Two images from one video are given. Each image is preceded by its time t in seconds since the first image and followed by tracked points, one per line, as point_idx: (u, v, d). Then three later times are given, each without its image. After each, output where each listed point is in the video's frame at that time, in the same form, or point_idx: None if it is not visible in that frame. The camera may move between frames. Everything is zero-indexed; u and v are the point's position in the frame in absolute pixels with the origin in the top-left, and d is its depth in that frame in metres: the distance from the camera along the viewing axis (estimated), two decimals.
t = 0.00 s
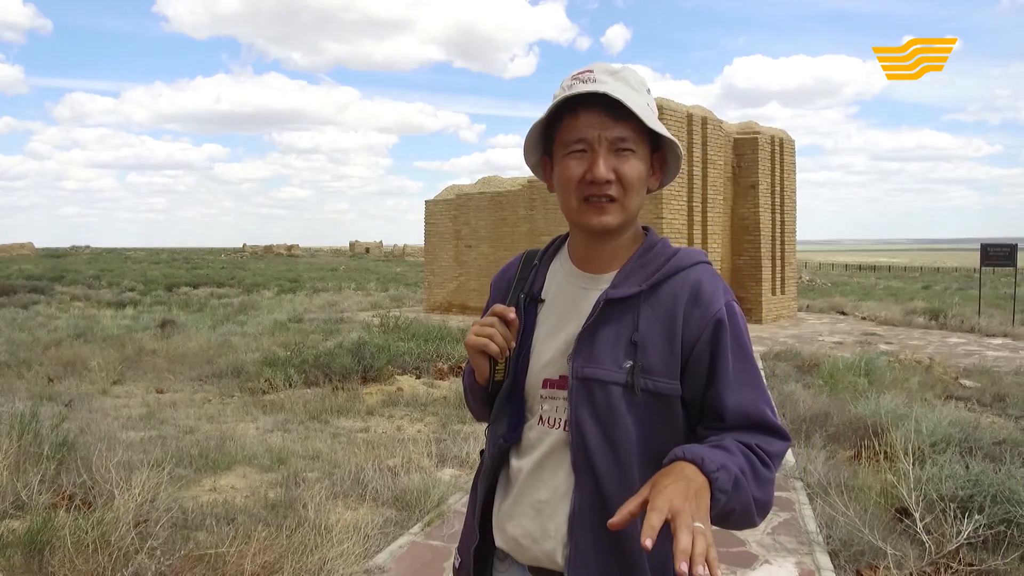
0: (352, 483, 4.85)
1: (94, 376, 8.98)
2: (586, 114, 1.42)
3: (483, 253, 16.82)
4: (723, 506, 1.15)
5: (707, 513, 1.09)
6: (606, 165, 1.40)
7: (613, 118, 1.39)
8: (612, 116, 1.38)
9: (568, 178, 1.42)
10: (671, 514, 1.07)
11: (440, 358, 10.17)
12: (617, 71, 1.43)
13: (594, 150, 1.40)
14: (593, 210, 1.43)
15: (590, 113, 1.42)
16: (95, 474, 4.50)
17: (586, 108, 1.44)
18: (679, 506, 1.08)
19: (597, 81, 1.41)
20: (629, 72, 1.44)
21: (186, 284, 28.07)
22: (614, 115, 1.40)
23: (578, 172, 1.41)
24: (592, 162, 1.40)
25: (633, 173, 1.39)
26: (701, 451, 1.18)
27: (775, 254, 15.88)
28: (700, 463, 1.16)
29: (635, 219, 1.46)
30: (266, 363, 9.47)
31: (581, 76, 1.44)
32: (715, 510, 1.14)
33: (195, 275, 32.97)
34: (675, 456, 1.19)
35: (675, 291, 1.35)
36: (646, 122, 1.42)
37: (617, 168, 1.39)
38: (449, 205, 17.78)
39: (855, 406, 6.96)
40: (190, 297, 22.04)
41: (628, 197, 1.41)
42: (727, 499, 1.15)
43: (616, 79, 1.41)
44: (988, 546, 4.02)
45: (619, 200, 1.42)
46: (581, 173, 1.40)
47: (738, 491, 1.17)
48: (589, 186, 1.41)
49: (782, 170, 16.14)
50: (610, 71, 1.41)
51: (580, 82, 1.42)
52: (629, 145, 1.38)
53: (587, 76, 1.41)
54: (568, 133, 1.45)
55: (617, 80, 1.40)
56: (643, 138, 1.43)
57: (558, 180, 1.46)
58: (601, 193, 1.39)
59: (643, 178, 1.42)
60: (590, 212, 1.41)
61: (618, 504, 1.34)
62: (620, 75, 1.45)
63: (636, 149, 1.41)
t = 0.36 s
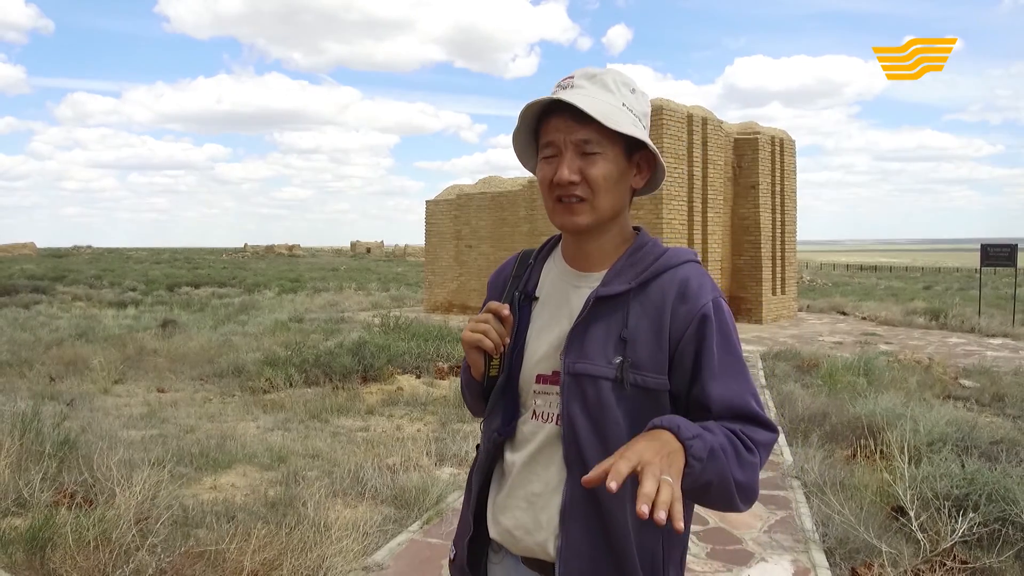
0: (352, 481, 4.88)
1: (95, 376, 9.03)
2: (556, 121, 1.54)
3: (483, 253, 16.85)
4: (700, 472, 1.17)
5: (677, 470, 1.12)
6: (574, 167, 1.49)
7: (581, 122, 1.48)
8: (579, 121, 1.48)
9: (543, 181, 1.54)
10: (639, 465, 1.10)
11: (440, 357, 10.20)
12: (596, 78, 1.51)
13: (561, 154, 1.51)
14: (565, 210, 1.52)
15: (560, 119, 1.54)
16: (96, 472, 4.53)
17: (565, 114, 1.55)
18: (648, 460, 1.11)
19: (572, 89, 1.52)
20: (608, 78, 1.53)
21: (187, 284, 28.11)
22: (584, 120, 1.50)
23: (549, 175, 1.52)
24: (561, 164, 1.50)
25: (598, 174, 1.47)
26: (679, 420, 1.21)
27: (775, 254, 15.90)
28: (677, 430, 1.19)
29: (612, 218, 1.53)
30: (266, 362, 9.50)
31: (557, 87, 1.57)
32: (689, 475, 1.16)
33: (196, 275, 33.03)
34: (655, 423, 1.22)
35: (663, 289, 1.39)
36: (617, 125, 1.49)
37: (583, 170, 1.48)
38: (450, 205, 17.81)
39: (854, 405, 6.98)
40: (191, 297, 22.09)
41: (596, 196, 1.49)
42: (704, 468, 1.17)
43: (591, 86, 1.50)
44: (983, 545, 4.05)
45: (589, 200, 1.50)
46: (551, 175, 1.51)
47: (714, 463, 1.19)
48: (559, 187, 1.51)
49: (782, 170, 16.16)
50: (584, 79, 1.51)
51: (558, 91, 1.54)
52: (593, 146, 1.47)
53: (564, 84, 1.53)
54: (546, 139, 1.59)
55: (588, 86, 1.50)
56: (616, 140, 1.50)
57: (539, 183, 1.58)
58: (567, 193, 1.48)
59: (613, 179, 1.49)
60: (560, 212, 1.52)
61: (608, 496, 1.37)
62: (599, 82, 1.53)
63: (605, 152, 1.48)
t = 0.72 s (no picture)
0: (353, 480, 4.92)
1: (98, 375, 9.07)
2: (548, 126, 1.58)
3: (484, 253, 16.89)
4: (706, 429, 1.21)
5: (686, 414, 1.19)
6: (567, 169, 1.54)
7: (571, 126, 1.53)
8: (570, 124, 1.52)
9: (537, 185, 1.58)
10: (644, 398, 1.18)
11: (441, 357, 10.23)
12: (584, 81, 1.56)
13: (554, 157, 1.56)
14: (561, 212, 1.56)
15: (552, 125, 1.58)
16: (99, 470, 4.57)
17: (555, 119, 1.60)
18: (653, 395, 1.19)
19: (562, 93, 1.57)
20: (596, 81, 1.57)
21: (189, 284, 28.18)
22: (575, 124, 1.54)
23: (544, 178, 1.56)
24: (555, 168, 1.54)
25: (592, 174, 1.51)
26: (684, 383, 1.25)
27: (775, 254, 15.92)
28: (684, 390, 1.23)
29: (607, 217, 1.57)
30: (268, 361, 9.55)
31: (548, 94, 1.62)
32: (694, 429, 1.21)
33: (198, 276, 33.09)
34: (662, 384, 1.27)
35: (658, 285, 1.42)
36: (607, 126, 1.53)
37: (577, 172, 1.52)
38: (451, 205, 17.86)
39: (853, 405, 7.00)
40: (193, 297, 22.15)
41: (590, 196, 1.53)
42: (710, 428, 1.22)
43: (581, 89, 1.55)
44: (981, 543, 4.09)
45: (585, 200, 1.54)
46: (545, 179, 1.56)
47: (717, 428, 1.23)
48: (553, 191, 1.55)
49: (783, 170, 16.18)
50: (574, 83, 1.56)
51: (549, 98, 1.59)
52: (584, 147, 1.51)
53: (555, 90, 1.58)
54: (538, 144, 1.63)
55: (578, 90, 1.55)
56: (606, 141, 1.55)
57: (534, 189, 1.62)
58: (562, 195, 1.53)
59: (607, 178, 1.53)
60: (557, 214, 1.56)
61: (605, 488, 1.40)
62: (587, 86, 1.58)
63: (597, 152, 1.53)
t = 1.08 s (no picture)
0: (354, 479, 4.95)
1: (99, 374, 9.11)
2: (545, 133, 1.61)
3: (485, 253, 16.92)
4: (696, 405, 1.25)
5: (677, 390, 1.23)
6: (564, 175, 1.57)
7: (567, 133, 1.57)
8: (566, 131, 1.56)
9: (534, 191, 1.62)
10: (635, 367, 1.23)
11: (441, 356, 10.27)
12: (579, 87, 1.61)
13: (551, 163, 1.59)
14: (558, 218, 1.59)
15: (548, 132, 1.61)
16: (102, 469, 4.61)
17: (551, 125, 1.63)
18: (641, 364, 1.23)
19: (558, 100, 1.61)
20: (590, 88, 1.62)
21: (190, 284, 28.24)
22: (570, 131, 1.58)
23: (540, 184, 1.59)
24: (552, 174, 1.58)
25: (588, 180, 1.55)
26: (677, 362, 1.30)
27: (776, 255, 15.94)
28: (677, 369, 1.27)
29: (603, 221, 1.61)
30: (269, 361, 9.58)
31: (544, 101, 1.65)
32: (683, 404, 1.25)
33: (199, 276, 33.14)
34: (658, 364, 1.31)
35: (653, 285, 1.46)
36: (601, 133, 1.57)
37: (573, 177, 1.56)
38: (452, 205, 17.89)
39: (852, 405, 7.02)
40: (195, 297, 22.20)
41: (586, 201, 1.56)
42: (699, 405, 1.25)
43: (576, 95, 1.59)
44: (977, 542, 4.13)
45: (581, 205, 1.57)
46: (542, 185, 1.59)
47: (708, 403, 1.27)
48: (551, 196, 1.58)
49: (783, 171, 16.21)
50: (569, 89, 1.60)
51: (544, 104, 1.63)
52: (580, 154, 1.55)
53: (551, 97, 1.62)
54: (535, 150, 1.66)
55: (572, 96, 1.59)
56: (600, 147, 1.58)
57: (531, 194, 1.66)
58: (559, 201, 1.56)
59: (602, 185, 1.57)
60: (554, 219, 1.59)
61: (603, 483, 1.44)
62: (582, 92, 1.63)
63: (592, 159, 1.57)
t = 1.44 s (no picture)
0: (352, 478, 4.99)
1: (100, 375, 9.14)
2: (549, 142, 1.65)
3: (485, 254, 16.95)
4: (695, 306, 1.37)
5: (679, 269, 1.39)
6: (568, 185, 1.62)
7: (571, 144, 1.61)
8: (571, 143, 1.60)
9: (538, 199, 1.66)
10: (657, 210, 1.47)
11: (440, 357, 10.30)
12: (583, 96, 1.65)
13: (555, 172, 1.63)
14: (560, 226, 1.63)
15: (553, 140, 1.65)
16: (103, 468, 4.65)
17: (554, 134, 1.68)
18: (664, 201, 1.49)
19: (562, 109, 1.65)
20: (593, 97, 1.66)
21: (191, 284, 28.26)
22: (574, 141, 1.62)
23: (544, 193, 1.64)
24: (556, 184, 1.62)
25: (591, 192, 1.60)
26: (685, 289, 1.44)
27: (775, 255, 15.97)
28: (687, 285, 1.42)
29: (603, 230, 1.66)
30: (269, 361, 9.62)
31: (547, 108, 1.69)
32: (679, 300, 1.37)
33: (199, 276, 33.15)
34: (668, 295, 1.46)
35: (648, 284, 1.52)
36: (603, 145, 1.62)
37: (577, 189, 1.60)
38: (452, 206, 17.92)
39: (849, 405, 7.06)
40: (195, 297, 22.23)
41: (588, 212, 1.61)
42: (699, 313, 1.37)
43: (579, 105, 1.64)
44: (970, 540, 4.18)
45: (583, 214, 1.62)
46: (546, 194, 1.63)
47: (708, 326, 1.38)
48: (554, 205, 1.62)
49: (783, 172, 16.24)
50: (573, 100, 1.64)
51: (548, 111, 1.66)
52: (585, 165, 1.60)
53: (555, 105, 1.66)
54: (538, 158, 1.70)
55: (576, 108, 1.63)
56: (602, 158, 1.63)
57: (533, 202, 1.70)
58: (562, 211, 1.60)
59: (603, 195, 1.62)
60: (557, 227, 1.63)
61: (596, 477, 1.48)
62: (585, 100, 1.67)
63: (595, 171, 1.61)
